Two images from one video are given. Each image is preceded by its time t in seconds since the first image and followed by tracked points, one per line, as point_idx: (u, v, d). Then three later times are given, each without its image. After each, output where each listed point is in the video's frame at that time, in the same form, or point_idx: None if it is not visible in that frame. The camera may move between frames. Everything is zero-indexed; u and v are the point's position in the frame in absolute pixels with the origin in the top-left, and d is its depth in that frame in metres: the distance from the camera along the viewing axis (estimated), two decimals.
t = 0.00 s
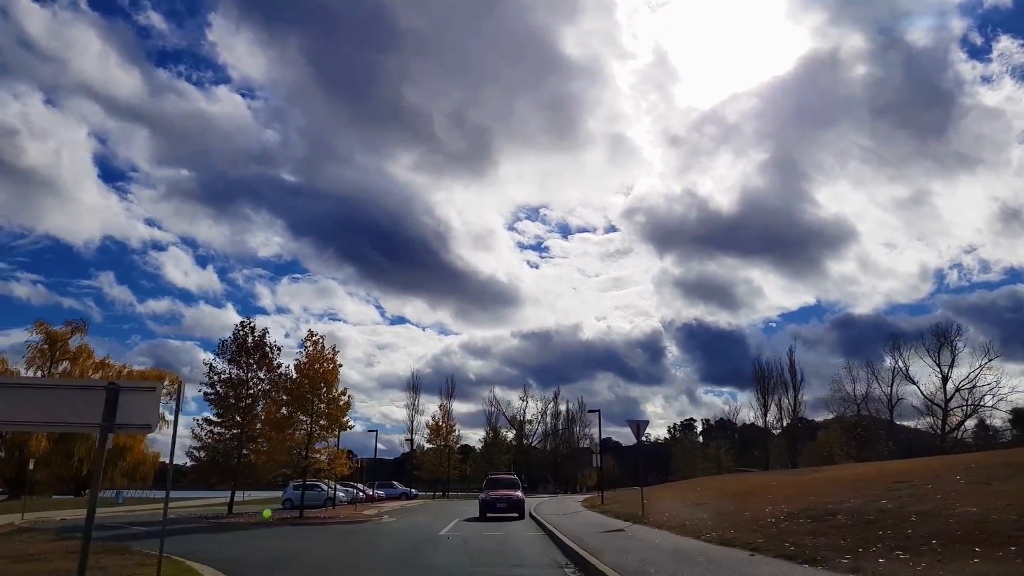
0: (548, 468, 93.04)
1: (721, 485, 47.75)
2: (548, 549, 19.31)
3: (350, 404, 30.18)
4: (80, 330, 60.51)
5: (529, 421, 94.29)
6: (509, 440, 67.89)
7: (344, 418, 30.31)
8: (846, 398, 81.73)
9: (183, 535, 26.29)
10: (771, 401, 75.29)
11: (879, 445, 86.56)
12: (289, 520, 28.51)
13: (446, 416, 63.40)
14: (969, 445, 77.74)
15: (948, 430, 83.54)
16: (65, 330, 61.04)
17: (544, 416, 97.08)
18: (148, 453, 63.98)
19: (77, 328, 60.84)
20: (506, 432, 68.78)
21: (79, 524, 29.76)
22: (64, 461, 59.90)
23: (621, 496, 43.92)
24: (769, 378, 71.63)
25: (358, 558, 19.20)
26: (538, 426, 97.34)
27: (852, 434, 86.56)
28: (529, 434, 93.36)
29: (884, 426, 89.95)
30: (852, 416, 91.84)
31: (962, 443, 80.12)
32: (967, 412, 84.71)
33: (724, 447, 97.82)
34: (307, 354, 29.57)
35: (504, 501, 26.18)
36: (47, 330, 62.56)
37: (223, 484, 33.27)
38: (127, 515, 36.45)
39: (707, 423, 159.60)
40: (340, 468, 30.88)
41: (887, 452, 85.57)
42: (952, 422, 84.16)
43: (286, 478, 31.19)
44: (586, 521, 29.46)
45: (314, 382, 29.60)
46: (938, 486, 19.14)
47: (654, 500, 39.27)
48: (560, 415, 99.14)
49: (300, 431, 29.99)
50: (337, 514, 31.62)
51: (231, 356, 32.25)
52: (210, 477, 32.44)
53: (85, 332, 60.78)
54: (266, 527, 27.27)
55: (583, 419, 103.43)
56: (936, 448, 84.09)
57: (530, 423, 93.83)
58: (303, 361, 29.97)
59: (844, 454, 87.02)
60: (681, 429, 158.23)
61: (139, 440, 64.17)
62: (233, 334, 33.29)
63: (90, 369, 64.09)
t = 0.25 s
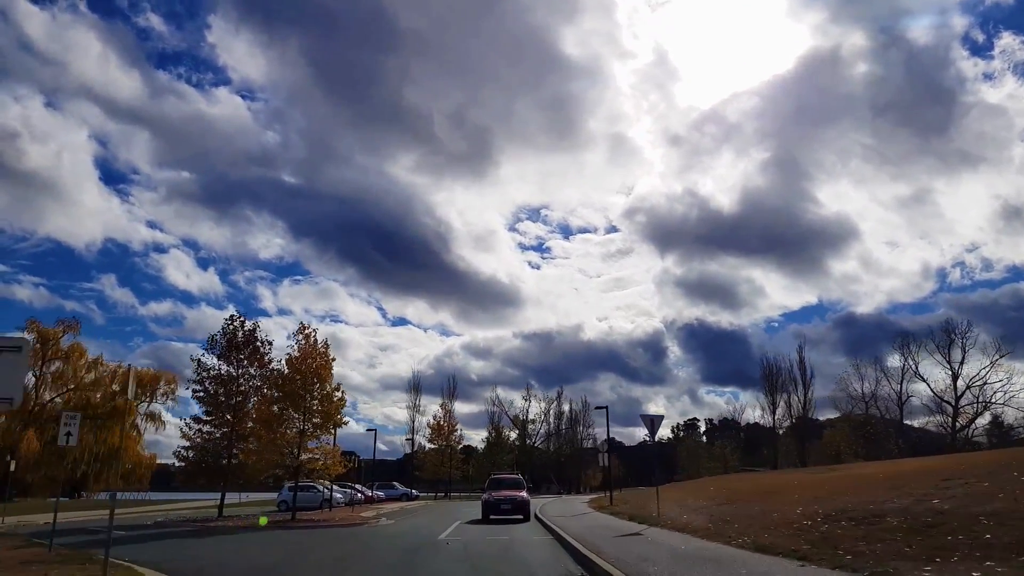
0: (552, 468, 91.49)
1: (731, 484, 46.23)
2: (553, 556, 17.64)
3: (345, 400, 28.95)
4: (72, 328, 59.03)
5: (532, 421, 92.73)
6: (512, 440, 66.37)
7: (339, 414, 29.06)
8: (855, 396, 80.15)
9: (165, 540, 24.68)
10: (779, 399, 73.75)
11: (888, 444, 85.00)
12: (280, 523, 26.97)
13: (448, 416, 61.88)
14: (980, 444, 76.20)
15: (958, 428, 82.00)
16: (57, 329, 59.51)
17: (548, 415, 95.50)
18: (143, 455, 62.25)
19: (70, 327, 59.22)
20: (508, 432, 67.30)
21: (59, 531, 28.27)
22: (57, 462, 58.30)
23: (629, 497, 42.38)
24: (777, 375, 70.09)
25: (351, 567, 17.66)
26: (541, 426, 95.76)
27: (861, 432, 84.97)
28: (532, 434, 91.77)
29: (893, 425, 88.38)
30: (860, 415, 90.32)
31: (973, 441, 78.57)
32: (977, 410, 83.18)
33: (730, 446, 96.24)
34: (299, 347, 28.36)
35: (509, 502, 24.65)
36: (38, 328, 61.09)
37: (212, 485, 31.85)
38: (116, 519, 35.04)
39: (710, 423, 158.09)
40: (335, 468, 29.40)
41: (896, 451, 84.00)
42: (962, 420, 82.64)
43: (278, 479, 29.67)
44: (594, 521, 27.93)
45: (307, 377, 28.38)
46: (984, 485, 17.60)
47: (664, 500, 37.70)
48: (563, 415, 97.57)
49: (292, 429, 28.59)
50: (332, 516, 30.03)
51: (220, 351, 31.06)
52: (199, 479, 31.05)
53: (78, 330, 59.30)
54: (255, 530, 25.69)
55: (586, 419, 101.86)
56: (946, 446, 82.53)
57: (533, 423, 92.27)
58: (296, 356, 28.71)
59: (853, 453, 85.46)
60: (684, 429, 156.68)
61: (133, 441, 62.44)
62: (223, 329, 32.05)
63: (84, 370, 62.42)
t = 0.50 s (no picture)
0: (557, 467, 90.06)
1: (743, 483, 44.84)
2: (566, 562, 16.20)
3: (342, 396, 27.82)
4: (69, 326, 57.93)
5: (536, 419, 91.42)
6: (516, 438, 65.06)
7: (336, 410, 27.92)
8: (866, 392, 78.72)
9: (154, 543, 23.34)
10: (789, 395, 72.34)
11: (899, 441, 83.53)
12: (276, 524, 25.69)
13: (451, 414, 60.55)
14: (995, 441, 74.60)
15: (971, 424, 80.52)
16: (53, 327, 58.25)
17: (552, 413, 94.24)
18: (141, 455, 60.75)
19: (65, 326, 57.92)
20: (513, 430, 65.98)
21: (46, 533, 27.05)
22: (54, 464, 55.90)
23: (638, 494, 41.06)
24: (787, 371, 68.67)
25: (347, 570, 16.42)
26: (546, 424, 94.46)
27: (872, 429, 83.54)
28: (537, 433, 90.47)
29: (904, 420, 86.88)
30: (870, 411, 88.88)
31: (987, 437, 77.10)
32: (990, 406, 81.65)
33: (738, 444, 94.82)
34: (294, 340, 27.25)
35: (515, 503, 23.30)
36: (31, 326, 59.86)
37: (205, 486, 30.58)
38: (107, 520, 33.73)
39: (716, 420, 156.76)
40: (332, 467, 28.13)
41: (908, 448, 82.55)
42: (975, 416, 81.14)
43: (273, 479, 28.41)
44: (603, 519, 26.59)
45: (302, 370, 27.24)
46: None
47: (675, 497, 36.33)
48: (568, 413, 96.30)
49: (287, 426, 27.40)
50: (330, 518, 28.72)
51: (213, 345, 29.88)
52: (191, 478, 29.81)
53: (74, 329, 58.20)
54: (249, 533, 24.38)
55: (591, 418, 100.43)
56: (959, 443, 81.07)
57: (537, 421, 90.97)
58: (289, 348, 27.61)
59: (864, 450, 83.95)
60: (690, 426, 155.45)
61: (131, 440, 60.77)
62: (215, 322, 30.85)
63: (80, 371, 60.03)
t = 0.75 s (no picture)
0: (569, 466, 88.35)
1: (763, 481, 43.19)
2: (587, 568, 14.61)
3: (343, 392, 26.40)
4: (70, 329, 56.28)
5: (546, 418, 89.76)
6: (526, 437, 63.48)
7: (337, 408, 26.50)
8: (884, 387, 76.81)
9: (147, 549, 21.90)
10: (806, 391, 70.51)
11: (918, 437, 81.53)
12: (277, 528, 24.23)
13: (459, 413, 59.05)
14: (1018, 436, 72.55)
15: (992, 419, 78.48)
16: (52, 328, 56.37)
17: (562, 412, 92.59)
18: (147, 458, 57.74)
19: (65, 326, 56.79)
20: (523, 430, 64.44)
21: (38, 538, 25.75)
22: (55, 465, 53.38)
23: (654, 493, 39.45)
24: (804, 365, 66.87)
25: None
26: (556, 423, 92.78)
27: (889, 425, 81.75)
28: (547, 432, 88.78)
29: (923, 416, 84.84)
30: (888, 407, 86.93)
31: (1009, 432, 75.05)
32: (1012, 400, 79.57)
33: (752, 442, 92.96)
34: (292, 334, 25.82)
35: (528, 504, 21.76)
36: (31, 327, 57.57)
37: (202, 488, 29.16)
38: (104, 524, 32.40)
39: (727, 418, 154.73)
40: (334, 467, 26.69)
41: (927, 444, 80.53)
42: (996, 411, 79.09)
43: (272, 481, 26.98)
44: (621, 520, 25.06)
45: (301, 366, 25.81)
46: None
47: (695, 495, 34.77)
48: (578, 411, 94.64)
49: (286, 424, 25.96)
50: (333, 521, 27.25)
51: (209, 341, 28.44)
52: (187, 481, 28.39)
53: (75, 331, 56.46)
54: (249, 537, 22.91)
55: (602, 416, 98.76)
56: (980, 438, 79.01)
57: (547, 420, 89.34)
58: (287, 343, 26.20)
59: (882, 447, 82.00)
60: (702, 425, 153.43)
61: (137, 443, 57.73)
62: (211, 317, 29.40)
63: (82, 371, 58.25)
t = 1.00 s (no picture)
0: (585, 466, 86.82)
1: (790, 480, 41.65)
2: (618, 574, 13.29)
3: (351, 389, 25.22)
4: (80, 327, 54.54)
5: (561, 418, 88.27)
6: (542, 436, 62.11)
7: (346, 405, 25.32)
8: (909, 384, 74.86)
9: (140, 554, 20.45)
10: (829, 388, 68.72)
11: (944, 436, 79.45)
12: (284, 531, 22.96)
13: (473, 413, 57.76)
14: None
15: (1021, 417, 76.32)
16: (62, 327, 54.58)
17: (577, 411, 91.12)
18: (159, 460, 55.97)
19: (74, 326, 55.03)
20: (538, 430, 63.10)
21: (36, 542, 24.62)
22: (66, 467, 52.17)
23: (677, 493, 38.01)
24: (827, 362, 65.14)
25: None
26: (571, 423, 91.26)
27: (914, 422, 79.80)
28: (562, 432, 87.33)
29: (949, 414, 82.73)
30: (912, 404, 84.90)
31: None
32: None
33: (771, 441, 91.13)
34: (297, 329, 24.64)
35: (549, 506, 20.39)
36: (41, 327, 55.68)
37: (208, 490, 28.03)
38: (108, 528, 31.22)
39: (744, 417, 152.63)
40: (344, 468, 25.48)
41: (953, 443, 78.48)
42: None
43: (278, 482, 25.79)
44: (648, 522, 23.68)
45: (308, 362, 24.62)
46: None
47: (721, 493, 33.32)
48: (594, 410, 93.11)
49: (292, 422, 24.77)
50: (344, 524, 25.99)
51: (214, 338, 27.31)
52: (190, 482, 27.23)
53: (85, 329, 54.65)
54: (253, 542, 21.60)
55: (617, 416, 97.22)
56: (1009, 436, 76.88)
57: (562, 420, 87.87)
58: (293, 338, 25.04)
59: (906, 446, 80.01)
60: (718, 424, 151.41)
61: (148, 444, 56.00)
62: (215, 313, 28.31)
63: (92, 372, 56.69)
